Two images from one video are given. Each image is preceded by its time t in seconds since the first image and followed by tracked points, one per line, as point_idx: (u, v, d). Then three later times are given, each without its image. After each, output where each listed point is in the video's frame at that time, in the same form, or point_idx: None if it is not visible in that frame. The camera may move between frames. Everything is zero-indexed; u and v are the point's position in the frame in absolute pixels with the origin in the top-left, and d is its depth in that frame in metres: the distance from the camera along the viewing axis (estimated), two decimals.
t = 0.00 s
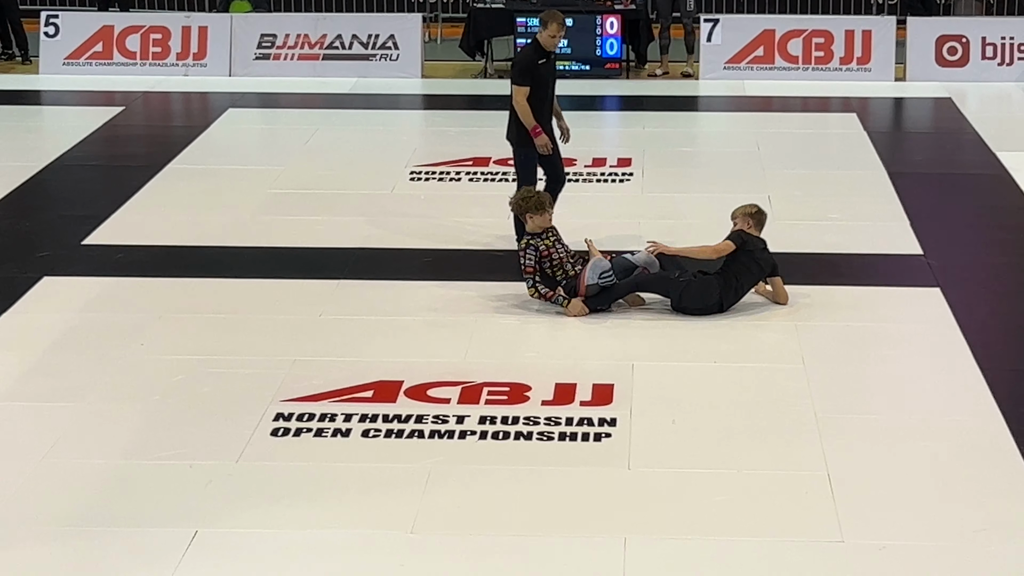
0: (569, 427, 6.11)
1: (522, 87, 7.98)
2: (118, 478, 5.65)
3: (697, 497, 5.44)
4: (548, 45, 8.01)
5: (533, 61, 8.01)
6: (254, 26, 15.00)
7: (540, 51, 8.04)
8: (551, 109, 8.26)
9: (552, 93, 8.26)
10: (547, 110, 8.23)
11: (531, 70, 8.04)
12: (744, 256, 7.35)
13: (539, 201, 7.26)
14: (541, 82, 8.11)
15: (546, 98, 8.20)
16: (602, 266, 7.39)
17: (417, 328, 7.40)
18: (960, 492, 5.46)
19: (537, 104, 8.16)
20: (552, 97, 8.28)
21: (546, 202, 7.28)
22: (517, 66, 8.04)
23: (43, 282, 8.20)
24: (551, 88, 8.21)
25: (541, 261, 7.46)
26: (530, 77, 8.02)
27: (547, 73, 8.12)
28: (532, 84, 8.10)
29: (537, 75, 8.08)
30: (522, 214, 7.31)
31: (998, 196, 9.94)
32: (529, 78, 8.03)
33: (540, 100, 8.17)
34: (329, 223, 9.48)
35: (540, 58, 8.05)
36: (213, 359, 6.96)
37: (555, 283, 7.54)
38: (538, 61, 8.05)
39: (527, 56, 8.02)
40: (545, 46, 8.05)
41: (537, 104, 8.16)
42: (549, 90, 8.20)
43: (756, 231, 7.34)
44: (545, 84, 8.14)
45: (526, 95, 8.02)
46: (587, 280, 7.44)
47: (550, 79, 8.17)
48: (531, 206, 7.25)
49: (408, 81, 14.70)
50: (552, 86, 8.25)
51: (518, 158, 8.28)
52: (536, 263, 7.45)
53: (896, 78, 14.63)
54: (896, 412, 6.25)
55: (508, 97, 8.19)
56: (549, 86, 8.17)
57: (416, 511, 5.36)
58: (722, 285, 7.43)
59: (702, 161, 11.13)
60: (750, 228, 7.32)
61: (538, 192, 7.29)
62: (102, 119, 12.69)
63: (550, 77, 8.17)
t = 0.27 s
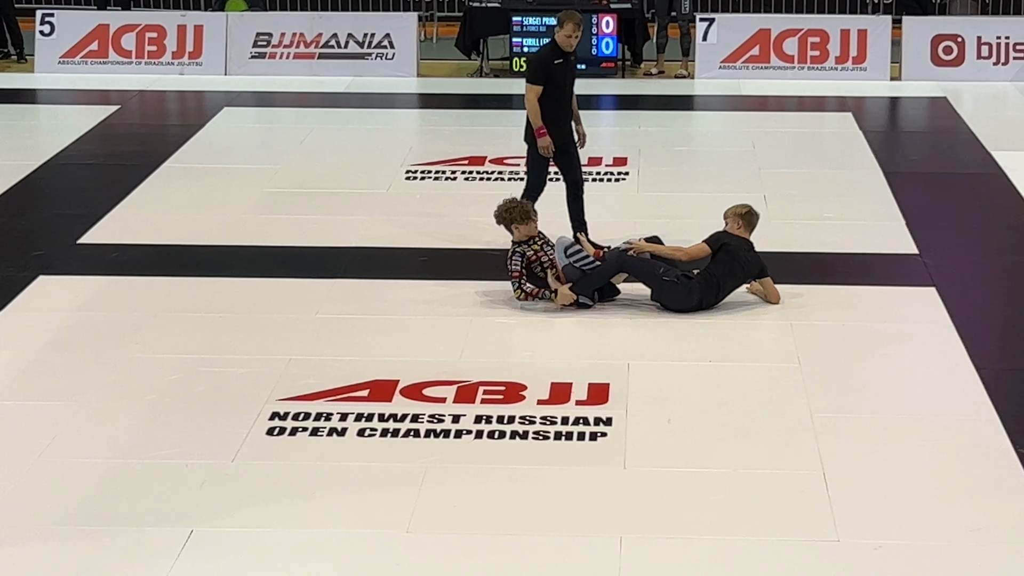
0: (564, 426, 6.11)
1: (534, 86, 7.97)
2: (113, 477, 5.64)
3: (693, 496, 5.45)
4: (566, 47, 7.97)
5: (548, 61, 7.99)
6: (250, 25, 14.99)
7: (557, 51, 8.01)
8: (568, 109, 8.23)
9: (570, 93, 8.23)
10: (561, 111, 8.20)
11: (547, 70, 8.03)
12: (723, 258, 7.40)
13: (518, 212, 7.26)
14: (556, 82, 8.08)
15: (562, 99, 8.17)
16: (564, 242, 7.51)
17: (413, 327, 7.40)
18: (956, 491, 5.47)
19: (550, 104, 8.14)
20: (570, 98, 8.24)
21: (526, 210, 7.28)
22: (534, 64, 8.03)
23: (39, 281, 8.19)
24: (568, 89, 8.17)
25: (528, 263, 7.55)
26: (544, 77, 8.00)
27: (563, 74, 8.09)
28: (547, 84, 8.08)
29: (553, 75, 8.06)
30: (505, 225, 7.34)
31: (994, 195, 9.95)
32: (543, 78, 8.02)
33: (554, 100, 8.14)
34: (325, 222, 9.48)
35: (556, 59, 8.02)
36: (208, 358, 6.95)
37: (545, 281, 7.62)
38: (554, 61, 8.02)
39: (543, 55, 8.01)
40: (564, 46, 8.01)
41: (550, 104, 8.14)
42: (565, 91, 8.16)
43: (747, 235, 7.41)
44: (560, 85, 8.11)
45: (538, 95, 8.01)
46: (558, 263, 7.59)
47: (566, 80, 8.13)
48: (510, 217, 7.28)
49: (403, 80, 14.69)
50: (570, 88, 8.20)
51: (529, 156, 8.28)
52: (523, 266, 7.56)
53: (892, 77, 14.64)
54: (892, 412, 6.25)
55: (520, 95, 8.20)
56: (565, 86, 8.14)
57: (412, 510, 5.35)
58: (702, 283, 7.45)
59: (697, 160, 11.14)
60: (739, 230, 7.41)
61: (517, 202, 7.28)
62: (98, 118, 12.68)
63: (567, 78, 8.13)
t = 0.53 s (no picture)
0: (562, 423, 6.12)
1: (551, 79, 8.03)
2: (111, 475, 5.65)
3: (691, 493, 5.46)
4: (586, 41, 8.01)
5: (567, 55, 8.05)
6: (247, 22, 14.99)
7: (578, 46, 8.07)
8: (589, 105, 8.24)
9: (592, 90, 8.24)
10: (582, 108, 8.22)
11: (566, 64, 8.08)
12: (718, 257, 7.43)
13: (502, 223, 7.39)
14: (576, 77, 8.12)
15: (582, 95, 8.19)
16: (562, 226, 7.65)
17: (410, 325, 7.40)
18: (953, 489, 5.48)
19: (570, 100, 8.18)
20: (592, 95, 8.25)
21: (509, 220, 7.41)
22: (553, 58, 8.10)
23: (36, 278, 8.19)
24: (588, 85, 8.20)
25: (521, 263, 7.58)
26: (562, 71, 8.05)
27: (583, 69, 8.12)
28: (566, 78, 8.13)
29: (572, 70, 8.11)
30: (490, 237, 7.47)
31: (990, 193, 9.97)
32: (561, 72, 8.07)
33: (574, 96, 8.17)
34: (322, 219, 9.48)
35: (576, 53, 8.07)
36: (205, 356, 6.95)
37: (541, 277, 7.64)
38: (574, 55, 8.07)
39: (563, 49, 8.07)
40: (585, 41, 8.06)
41: (570, 99, 8.17)
42: (586, 87, 8.18)
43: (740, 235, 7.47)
44: (580, 80, 8.14)
45: (555, 88, 8.06)
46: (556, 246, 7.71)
47: (587, 76, 8.16)
48: (495, 229, 7.40)
49: (401, 77, 14.69)
50: (592, 84, 8.22)
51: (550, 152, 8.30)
52: (516, 265, 7.59)
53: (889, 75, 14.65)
54: (889, 409, 6.26)
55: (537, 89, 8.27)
56: (585, 81, 8.17)
57: (410, 507, 5.36)
58: (699, 283, 7.46)
59: (694, 157, 11.14)
60: (732, 230, 7.47)
61: (498, 213, 7.42)
62: (95, 115, 12.67)
63: (588, 74, 8.16)
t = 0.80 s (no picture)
0: (564, 420, 6.12)
1: (570, 76, 8.03)
2: (113, 471, 5.65)
3: (693, 489, 5.46)
4: (604, 37, 8.03)
5: (585, 52, 8.06)
6: (249, 19, 14.99)
7: (596, 43, 8.08)
8: (608, 102, 8.23)
9: (612, 87, 8.24)
10: (602, 104, 8.21)
11: (584, 61, 8.09)
12: (721, 248, 7.40)
13: (496, 224, 7.43)
14: (595, 73, 8.12)
15: (601, 91, 8.18)
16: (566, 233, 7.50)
17: (412, 321, 7.40)
18: (955, 485, 5.48)
19: (589, 96, 8.18)
20: (612, 92, 8.25)
21: (504, 222, 7.44)
22: (571, 56, 8.11)
23: (38, 275, 8.20)
24: (608, 81, 8.19)
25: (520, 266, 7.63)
26: (580, 67, 8.06)
27: (602, 66, 8.13)
28: (585, 75, 8.13)
29: (591, 66, 8.11)
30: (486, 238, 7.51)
31: (993, 189, 9.96)
32: (580, 68, 8.07)
33: (594, 92, 8.17)
34: (324, 216, 9.47)
35: (594, 49, 8.08)
36: (208, 352, 6.96)
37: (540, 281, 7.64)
38: (592, 52, 8.08)
39: (581, 46, 8.08)
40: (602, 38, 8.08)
41: (589, 95, 8.17)
42: (605, 83, 8.18)
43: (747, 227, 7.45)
44: (600, 76, 8.14)
45: (575, 85, 8.06)
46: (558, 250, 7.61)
47: (606, 73, 8.16)
48: (489, 230, 7.44)
49: (402, 74, 14.68)
50: (612, 81, 8.22)
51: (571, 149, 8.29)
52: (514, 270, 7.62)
53: (891, 71, 14.64)
54: (891, 406, 6.26)
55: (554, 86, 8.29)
56: (605, 78, 8.17)
57: (412, 504, 5.36)
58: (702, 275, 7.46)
59: (696, 154, 11.13)
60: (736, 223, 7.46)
61: (494, 216, 7.47)
62: (97, 112, 12.67)
63: (607, 70, 8.16)
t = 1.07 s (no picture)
0: (566, 417, 6.12)
1: (586, 78, 8.04)
2: (115, 468, 5.65)
3: (695, 486, 5.46)
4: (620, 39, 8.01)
5: (601, 54, 8.06)
6: (250, 16, 14.98)
7: (612, 44, 8.07)
8: (625, 103, 8.24)
9: (628, 88, 8.23)
10: (619, 105, 8.22)
11: (600, 62, 8.08)
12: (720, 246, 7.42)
13: (498, 216, 7.51)
14: (611, 75, 8.12)
15: (618, 92, 8.19)
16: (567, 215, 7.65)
17: (414, 318, 7.40)
18: (957, 482, 5.47)
19: (605, 97, 8.18)
20: (628, 93, 8.25)
21: (505, 213, 7.52)
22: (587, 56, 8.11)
23: (40, 272, 8.20)
24: (624, 82, 8.19)
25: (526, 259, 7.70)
26: (596, 68, 8.05)
27: (619, 67, 8.12)
28: (601, 76, 8.13)
29: (607, 67, 8.11)
30: (490, 231, 7.58)
31: (994, 185, 9.95)
32: (596, 70, 8.07)
33: (610, 93, 8.18)
34: (325, 213, 9.47)
35: (610, 51, 8.07)
36: (210, 349, 6.96)
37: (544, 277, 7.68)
38: (608, 53, 8.07)
39: (597, 47, 8.08)
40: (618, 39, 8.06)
41: (606, 97, 8.17)
42: (622, 84, 8.18)
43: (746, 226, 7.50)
44: (616, 77, 8.14)
45: (590, 87, 8.07)
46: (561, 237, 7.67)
47: (623, 73, 8.16)
48: (493, 222, 7.51)
49: (404, 71, 14.68)
50: (628, 81, 8.22)
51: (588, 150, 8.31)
52: (524, 263, 7.68)
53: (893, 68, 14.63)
54: (894, 403, 6.25)
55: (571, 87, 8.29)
56: (621, 79, 8.16)
57: (414, 501, 5.36)
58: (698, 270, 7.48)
59: (698, 151, 11.12)
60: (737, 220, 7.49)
61: (493, 210, 7.54)
62: (98, 109, 12.67)
63: (624, 71, 8.16)
